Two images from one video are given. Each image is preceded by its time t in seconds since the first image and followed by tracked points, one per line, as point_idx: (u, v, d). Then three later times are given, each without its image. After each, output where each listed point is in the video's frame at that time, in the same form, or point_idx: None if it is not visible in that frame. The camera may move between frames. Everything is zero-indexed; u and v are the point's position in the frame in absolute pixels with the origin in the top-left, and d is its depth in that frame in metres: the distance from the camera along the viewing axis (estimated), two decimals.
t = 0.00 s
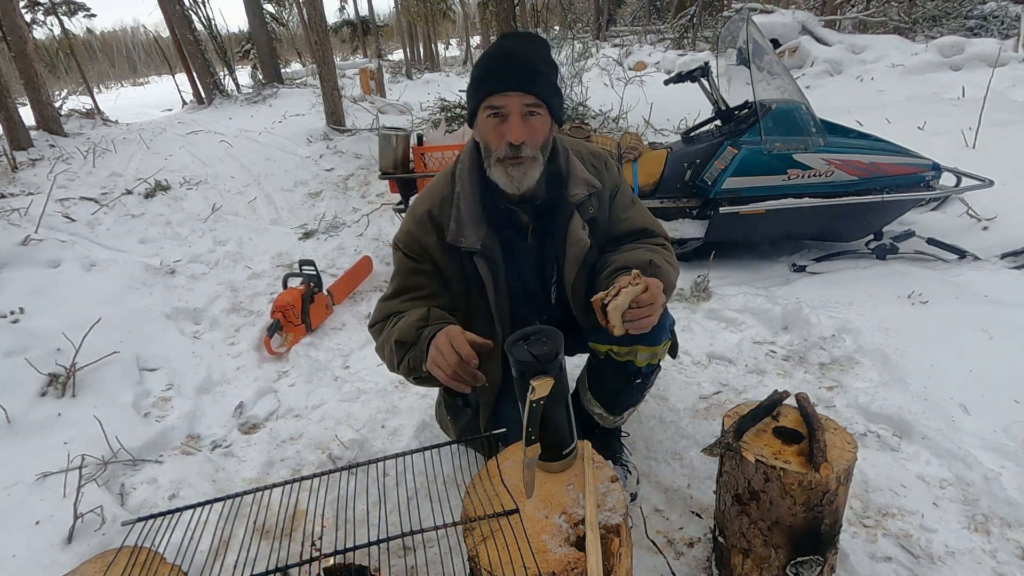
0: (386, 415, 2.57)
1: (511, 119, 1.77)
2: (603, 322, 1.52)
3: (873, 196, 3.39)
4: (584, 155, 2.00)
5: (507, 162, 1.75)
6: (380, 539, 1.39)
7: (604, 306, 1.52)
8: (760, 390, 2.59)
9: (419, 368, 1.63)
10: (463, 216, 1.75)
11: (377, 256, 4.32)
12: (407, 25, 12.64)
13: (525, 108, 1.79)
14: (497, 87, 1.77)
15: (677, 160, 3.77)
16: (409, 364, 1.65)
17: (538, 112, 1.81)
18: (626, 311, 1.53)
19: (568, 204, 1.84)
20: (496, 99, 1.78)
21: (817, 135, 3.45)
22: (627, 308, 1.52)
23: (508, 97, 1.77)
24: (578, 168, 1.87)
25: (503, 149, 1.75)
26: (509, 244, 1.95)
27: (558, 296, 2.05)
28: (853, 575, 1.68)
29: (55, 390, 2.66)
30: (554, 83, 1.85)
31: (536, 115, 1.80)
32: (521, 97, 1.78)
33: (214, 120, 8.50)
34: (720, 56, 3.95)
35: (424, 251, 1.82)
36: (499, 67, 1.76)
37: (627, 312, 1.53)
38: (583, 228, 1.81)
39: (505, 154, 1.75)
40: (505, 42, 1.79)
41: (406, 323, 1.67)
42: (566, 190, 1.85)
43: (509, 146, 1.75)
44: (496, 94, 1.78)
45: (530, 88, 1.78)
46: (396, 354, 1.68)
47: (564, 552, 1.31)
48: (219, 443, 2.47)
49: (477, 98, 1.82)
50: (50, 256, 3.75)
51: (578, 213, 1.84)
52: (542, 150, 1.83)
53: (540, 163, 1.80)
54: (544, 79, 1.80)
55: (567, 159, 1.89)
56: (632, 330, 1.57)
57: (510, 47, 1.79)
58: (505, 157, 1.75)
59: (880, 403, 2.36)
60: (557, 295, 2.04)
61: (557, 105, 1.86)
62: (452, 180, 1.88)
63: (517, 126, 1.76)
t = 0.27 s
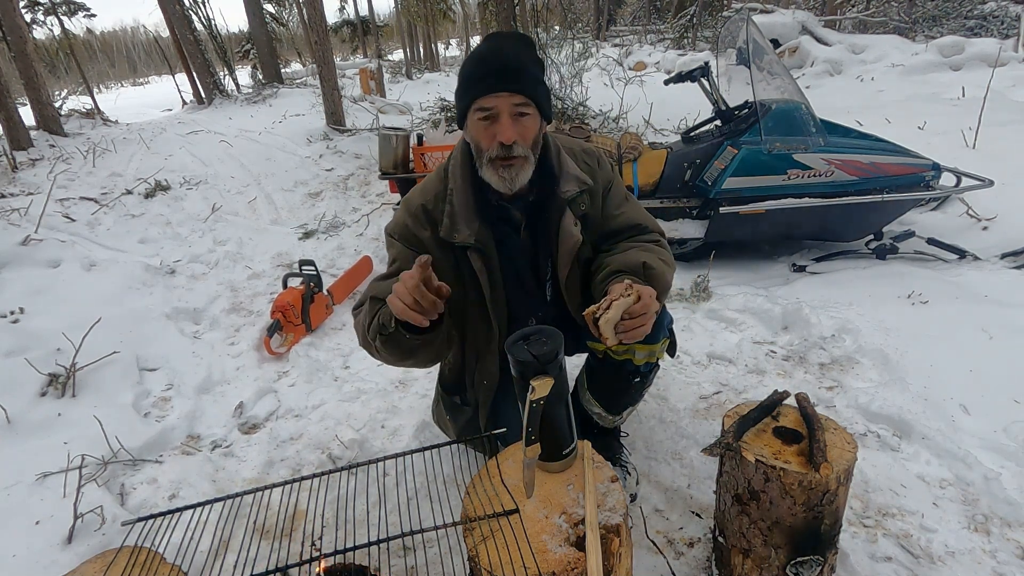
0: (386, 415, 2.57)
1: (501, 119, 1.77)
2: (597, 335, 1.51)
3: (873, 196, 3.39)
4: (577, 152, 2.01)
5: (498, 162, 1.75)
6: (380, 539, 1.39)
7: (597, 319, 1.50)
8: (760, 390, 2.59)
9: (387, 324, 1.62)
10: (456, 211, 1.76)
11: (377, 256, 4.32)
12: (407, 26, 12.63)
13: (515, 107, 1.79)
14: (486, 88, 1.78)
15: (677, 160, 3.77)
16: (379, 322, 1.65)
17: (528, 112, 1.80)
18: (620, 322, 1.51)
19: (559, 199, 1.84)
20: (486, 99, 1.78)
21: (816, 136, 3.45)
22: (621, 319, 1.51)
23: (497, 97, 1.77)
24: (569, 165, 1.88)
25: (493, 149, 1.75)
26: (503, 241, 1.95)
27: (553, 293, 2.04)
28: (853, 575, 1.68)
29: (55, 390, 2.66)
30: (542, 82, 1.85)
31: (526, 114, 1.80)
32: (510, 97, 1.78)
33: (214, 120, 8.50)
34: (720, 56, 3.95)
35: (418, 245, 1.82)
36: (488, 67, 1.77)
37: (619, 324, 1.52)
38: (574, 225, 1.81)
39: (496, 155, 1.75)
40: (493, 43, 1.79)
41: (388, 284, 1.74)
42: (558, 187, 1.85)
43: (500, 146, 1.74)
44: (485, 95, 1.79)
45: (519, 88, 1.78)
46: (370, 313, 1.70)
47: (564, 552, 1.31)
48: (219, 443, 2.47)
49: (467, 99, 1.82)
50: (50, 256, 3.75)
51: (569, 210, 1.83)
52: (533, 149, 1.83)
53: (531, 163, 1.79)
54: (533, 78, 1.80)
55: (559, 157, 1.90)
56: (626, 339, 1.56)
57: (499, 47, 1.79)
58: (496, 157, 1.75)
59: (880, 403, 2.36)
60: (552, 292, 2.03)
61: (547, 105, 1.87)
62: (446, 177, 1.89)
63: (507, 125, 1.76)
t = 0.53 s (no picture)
0: (386, 415, 2.57)
1: (494, 132, 1.74)
2: (602, 338, 1.51)
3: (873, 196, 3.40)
4: (575, 152, 2.00)
5: (491, 173, 1.76)
6: (380, 538, 1.39)
7: (602, 324, 1.50)
8: (760, 389, 2.59)
9: (382, 316, 1.63)
10: (455, 210, 1.76)
11: (377, 256, 4.32)
12: (407, 26, 12.63)
13: (509, 120, 1.75)
14: (479, 99, 1.73)
15: (677, 160, 3.77)
16: (374, 312, 1.66)
17: (522, 126, 1.77)
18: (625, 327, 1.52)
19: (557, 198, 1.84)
20: (480, 110, 1.74)
21: (817, 135, 3.45)
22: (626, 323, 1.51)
23: (491, 110, 1.73)
24: (567, 165, 1.88)
25: (487, 160, 1.75)
26: (501, 239, 1.95)
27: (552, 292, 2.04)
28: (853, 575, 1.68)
29: (55, 390, 2.66)
30: (538, 88, 1.79)
31: (520, 127, 1.76)
32: (504, 110, 1.73)
33: (214, 120, 8.51)
34: (720, 56, 3.95)
35: (418, 241, 1.82)
36: (483, 78, 1.72)
37: (625, 329, 1.52)
38: (573, 224, 1.80)
39: (488, 165, 1.75)
40: (489, 50, 1.74)
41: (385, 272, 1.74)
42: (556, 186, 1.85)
43: (493, 158, 1.74)
44: (479, 106, 1.74)
45: (513, 102, 1.72)
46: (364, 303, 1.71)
47: (564, 552, 1.31)
48: (219, 443, 2.47)
49: (462, 106, 1.77)
50: (50, 256, 3.75)
51: (568, 209, 1.83)
52: (527, 158, 1.82)
53: (524, 172, 1.80)
54: (528, 90, 1.74)
55: (558, 158, 1.89)
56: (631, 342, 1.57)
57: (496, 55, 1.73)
58: (490, 169, 1.75)
59: (880, 403, 2.36)
60: (552, 291, 2.03)
61: (542, 113, 1.82)
62: (444, 174, 1.88)
63: (500, 139, 1.74)
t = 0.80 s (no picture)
0: (386, 415, 2.57)
1: (492, 133, 1.75)
2: (603, 331, 1.51)
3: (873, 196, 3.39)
4: (574, 153, 2.00)
5: (490, 174, 1.75)
6: (380, 539, 1.39)
7: (602, 315, 1.50)
8: (760, 389, 2.59)
9: (421, 372, 1.62)
10: (455, 215, 1.76)
11: (377, 256, 4.32)
12: (407, 26, 12.63)
13: (507, 120, 1.75)
14: (476, 100, 1.73)
15: (677, 160, 3.77)
16: (410, 369, 1.64)
17: (519, 126, 1.77)
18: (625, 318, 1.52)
19: (556, 199, 1.83)
20: (476, 111, 1.75)
21: (816, 135, 3.45)
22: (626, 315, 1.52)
23: (488, 110, 1.74)
24: (566, 166, 1.87)
25: (485, 161, 1.74)
26: (501, 243, 1.95)
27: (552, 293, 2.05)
28: (853, 575, 1.68)
29: (55, 390, 2.66)
30: (535, 87, 1.80)
31: (518, 127, 1.77)
32: (501, 110, 1.74)
33: (214, 120, 8.51)
34: (720, 56, 3.95)
35: (419, 250, 1.82)
36: (479, 79, 1.73)
37: (625, 319, 1.53)
38: (573, 224, 1.80)
39: (487, 166, 1.74)
40: (485, 51, 1.76)
41: (410, 326, 1.66)
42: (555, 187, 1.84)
43: (491, 159, 1.74)
44: (475, 108, 1.75)
45: (510, 102, 1.73)
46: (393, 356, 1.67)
47: (564, 552, 1.31)
48: (219, 443, 2.47)
49: (459, 108, 1.78)
50: (50, 256, 3.75)
51: (567, 210, 1.82)
52: (525, 158, 1.81)
53: (524, 173, 1.78)
54: (525, 90, 1.75)
55: (557, 158, 1.89)
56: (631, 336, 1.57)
57: (491, 56, 1.74)
58: (488, 170, 1.74)
59: (880, 402, 2.36)
60: (552, 292, 2.03)
61: (540, 113, 1.82)
62: (444, 180, 1.88)
63: (498, 139, 1.74)
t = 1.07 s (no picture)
0: (386, 415, 2.57)
1: (490, 134, 1.75)
2: (601, 333, 1.51)
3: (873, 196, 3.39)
4: (573, 154, 2.00)
5: (489, 176, 1.75)
6: (380, 539, 1.39)
7: (600, 317, 1.51)
8: (760, 390, 2.59)
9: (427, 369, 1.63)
10: (454, 216, 1.77)
11: (377, 256, 4.32)
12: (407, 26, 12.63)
13: (505, 121, 1.75)
14: (474, 102, 1.73)
15: (677, 160, 3.76)
16: (416, 365, 1.63)
17: (517, 126, 1.77)
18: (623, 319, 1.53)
19: (554, 200, 1.84)
20: (473, 113, 1.75)
21: (816, 135, 3.45)
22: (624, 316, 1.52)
23: (485, 112, 1.74)
24: (564, 166, 1.88)
25: (484, 163, 1.75)
26: (500, 244, 1.94)
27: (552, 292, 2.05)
28: (853, 575, 1.68)
29: (55, 390, 2.66)
30: (531, 88, 1.80)
31: (516, 128, 1.77)
32: (499, 112, 1.74)
33: (214, 120, 8.51)
34: (720, 56, 3.95)
35: (418, 251, 1.82)
36: (476, 81, 1.73)
37: (622, 320, 1.53)
38: (571, 225, 1.81)
39: (486, 168, 1.75)
40: (480, 53, 1.75)
41: (414, 319, 1.66)
42: (553, 187, 1.85)
43: (490, 160, 1.74)
44: (473, 109, 1.74)
45: (508, 103, 1.73)
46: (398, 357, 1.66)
47: (564, 552, 1.31)
48: (219, 443, 2.47)
49: (456, 110, 1.78)
50: (50, 256, 3.75)
51: (566, 210, 1.83)
52: (524, 159, 1.82)
53: (522, 173, 1.79)
54: (522, 91, 1.76)
55: (555, 158, 1.90)
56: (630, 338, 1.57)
57: (487, 57, 1.74)
58: (487, 171, 1.75)
59: (880, 402, 2.36)
60: (551, 292, 2.03)
61: (537, 113, 1.83)
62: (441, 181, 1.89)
63: (496, 139, 1.74)
